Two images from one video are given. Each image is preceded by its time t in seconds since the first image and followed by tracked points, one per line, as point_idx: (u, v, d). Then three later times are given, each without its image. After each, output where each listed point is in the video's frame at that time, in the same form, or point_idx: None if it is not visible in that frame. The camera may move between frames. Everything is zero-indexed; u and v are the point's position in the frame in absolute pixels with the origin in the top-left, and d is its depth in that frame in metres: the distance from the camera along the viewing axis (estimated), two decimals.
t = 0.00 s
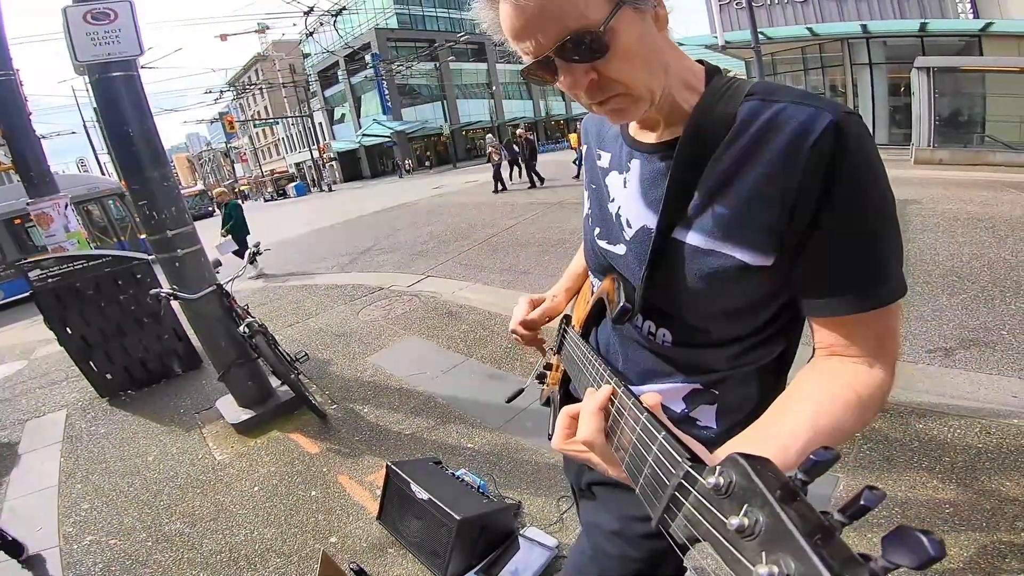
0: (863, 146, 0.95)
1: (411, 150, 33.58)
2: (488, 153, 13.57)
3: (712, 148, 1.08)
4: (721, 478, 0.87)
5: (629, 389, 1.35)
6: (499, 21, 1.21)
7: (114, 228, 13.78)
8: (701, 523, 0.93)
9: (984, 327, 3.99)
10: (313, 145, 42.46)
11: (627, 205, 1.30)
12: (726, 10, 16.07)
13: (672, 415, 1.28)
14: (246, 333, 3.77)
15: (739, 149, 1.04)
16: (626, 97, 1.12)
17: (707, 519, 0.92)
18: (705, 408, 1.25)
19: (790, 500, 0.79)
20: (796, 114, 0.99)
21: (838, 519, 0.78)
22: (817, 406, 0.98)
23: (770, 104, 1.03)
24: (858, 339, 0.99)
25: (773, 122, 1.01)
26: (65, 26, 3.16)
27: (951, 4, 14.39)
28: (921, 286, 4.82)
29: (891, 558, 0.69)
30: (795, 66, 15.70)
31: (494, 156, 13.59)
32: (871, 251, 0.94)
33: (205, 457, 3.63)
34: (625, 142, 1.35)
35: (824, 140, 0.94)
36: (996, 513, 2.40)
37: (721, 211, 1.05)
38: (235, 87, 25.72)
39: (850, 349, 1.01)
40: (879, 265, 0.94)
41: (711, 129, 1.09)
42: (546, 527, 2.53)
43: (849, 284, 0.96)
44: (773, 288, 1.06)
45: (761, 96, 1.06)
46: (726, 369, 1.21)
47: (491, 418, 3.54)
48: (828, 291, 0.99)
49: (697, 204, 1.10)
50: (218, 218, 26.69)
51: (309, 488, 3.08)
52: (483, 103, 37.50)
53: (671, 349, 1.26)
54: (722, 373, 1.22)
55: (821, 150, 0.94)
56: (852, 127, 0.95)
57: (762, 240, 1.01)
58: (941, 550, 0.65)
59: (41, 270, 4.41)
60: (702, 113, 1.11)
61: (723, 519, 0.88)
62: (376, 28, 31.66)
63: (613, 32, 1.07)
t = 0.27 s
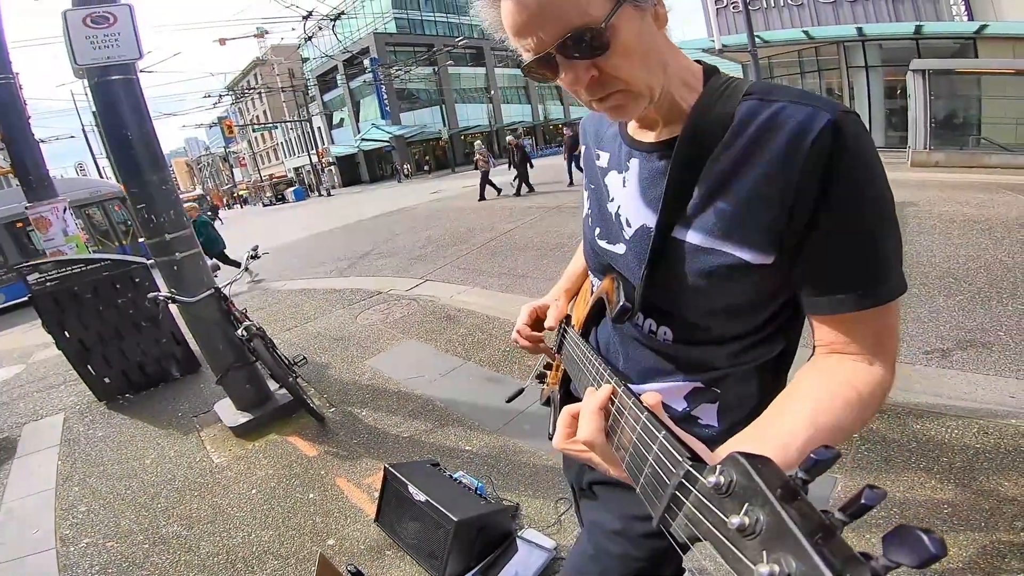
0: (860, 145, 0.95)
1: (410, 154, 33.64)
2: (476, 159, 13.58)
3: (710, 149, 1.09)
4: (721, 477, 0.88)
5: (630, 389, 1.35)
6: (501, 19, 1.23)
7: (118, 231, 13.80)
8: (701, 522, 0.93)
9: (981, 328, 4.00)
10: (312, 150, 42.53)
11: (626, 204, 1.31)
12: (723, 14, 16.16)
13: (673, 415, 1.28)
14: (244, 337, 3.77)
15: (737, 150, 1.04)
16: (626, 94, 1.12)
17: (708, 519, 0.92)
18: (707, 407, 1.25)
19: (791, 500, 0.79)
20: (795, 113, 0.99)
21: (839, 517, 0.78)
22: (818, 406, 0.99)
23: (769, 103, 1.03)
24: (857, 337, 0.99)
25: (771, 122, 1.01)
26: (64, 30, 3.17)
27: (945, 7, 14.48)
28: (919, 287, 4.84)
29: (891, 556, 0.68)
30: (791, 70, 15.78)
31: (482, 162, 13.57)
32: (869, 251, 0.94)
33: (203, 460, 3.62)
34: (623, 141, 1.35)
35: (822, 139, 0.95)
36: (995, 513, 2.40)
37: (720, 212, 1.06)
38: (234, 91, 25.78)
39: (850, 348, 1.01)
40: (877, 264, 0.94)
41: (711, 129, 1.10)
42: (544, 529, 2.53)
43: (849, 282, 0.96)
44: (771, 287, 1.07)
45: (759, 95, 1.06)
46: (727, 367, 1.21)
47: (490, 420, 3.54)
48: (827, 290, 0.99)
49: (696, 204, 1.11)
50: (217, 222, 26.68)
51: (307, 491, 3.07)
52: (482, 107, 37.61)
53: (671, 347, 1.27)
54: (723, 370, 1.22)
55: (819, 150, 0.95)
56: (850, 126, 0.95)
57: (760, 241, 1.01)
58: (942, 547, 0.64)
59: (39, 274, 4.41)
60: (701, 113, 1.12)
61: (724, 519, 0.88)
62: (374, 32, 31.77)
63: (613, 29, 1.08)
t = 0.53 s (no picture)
0: (865, 150, 0.95)
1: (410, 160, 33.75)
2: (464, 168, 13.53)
3: (714, 146, 1.09)
4: (721, 470, 0.87)
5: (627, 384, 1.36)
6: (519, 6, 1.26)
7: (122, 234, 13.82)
8: (702, 514, 0.92)
9: (979, 331, 4.00)
10: (313, 156, 42.65)
11: (627, 195, 1.32)
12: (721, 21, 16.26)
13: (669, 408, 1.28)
14: (243, 340, 3.74)
15: (742, 149, 1.04)
16: (638, 81, 1.13)
17: (708, 513, 0.91)
18: (703, 400, 1.25)
19: (791, 491, 0.78)
20: (801, 115, 0.99)
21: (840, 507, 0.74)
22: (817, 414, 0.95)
23: (775, 104, 1.03)
24: (853, 345, 0.96)
25: (777, 124, 1.01)
26: (68, 32, 3.20)
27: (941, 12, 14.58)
28: (916, 291, 4.84)
29: (893, 544, 0.65)
30: (789, 76, 15.85)
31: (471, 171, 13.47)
32: (867, 255, 0.93)
33: (200, 462, 3.61)
34: (627, 133, 1.36)
35: (826, 142, 0.94)
36: (995, 515, 2.39)
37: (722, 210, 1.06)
38: (234, 97, 25.89)
39: (846, 357, 0.98)
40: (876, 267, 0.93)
41: (717, 126, 1.09)
42: (541, 531, 2.52)
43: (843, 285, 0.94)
44: (772, 286, 1.07)
45: (764, 96, 1.06)
46: (722, 362, 1.21)
47: (488, 423, 3.53)
48: (824, 293, 0.96)
49: (699, 200, 1.11)
50: (216, 228, 26.71)
51: (304, 493, 3.06)
52: (482, 113, 37.77)
53: (667, 340, 1.27)
54: (719, 365, 1.22)
55: (821, 151, 0.94)
56: (855, 132, 0.95)
57: (761, 239, 1.01)
58: (943, 538, 0.61)
59: (39, 277, 4.42)
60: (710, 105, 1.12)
61: (725, 511, 0.87)
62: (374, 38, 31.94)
63: (627, 17, 1.09)
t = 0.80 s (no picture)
0: (874, 171, 0.93)
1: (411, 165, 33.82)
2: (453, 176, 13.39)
3: (719, 160, 1.09)
4: (713, 482, 0.87)
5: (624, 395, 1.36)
6: (523, 26, 1.26)
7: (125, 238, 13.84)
8: (692, 526, 0.93)
9: (980, 335, 3.99)
10: (314, 161, 42.76)
11: (630, 207, 1.31)
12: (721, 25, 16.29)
13: (665, 421, 1.28)
14: (243, 346, 3.77)
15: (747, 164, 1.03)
16: (645, 100, 1.13)
17: (699, 525, 0.92)
18: (699, 414, 1.25)
19: (781, 504, 0.78)
20: (811, 133, 0.98)
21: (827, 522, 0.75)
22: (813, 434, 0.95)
23: (786, 121, 1.02)
24: (848, 366, 0.96)
25: (786, 141, 1.00)
26: (69, 38, 3.22)
27: (940, 15, 14.61)
28: (917, 295, 4.84)
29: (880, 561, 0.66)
30: (789, 80, 15.88)
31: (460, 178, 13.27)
32: (869, 277, 0.92)
33: (199, 467, 3.61)
34: (632, 146, 1.36)
35: (835, 160, 0.93)
36: (997, 520, 2.37)
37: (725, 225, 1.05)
38: (236, 101, 25.99)
39: (840, 378, 0.98)
40: (877, 291, 0.93)
41: (723, 141, 1.09)
42: (540, 538, 2.51)
43: (842, 306, 0.94)
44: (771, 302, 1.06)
45: (774, 112, 1.05)
46: (720, 376, 1.21)
47: (487, 429, 3.53)
48: (823, 312, 0.95)
49: (703, 213, 1.11)
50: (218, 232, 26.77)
51: (303, 499, 3.05)
52: (482, 118, 37.86)
53: (666, 353, 1.27)
54: (718, 380, 1.22)
55: (830, 169, 0.93)
56: (865, 151, 0.94)
57: (764, 255, 1.00)
58: (930, 553, 0.63)
59: (40, 282, 4.44)
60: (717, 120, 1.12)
61: (715, 524, 0.87)
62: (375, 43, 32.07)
63: (635, 36, 1.10)
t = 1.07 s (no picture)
0: (880, 165, 0.93)
1: (411, 171, 33.89)
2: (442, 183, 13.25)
3: (723, 156, 1.08)
4: (718, 482, 0.87)
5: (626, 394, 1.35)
6: (529, 19, 1.27)
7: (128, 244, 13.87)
8: (697, 526, 0.92)
9: (983, 336, 3.98)
10: (315, 168, 42.87)
11: (632, 205, 1.31)
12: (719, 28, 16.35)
13: (669, 420, 1.27)
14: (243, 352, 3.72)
15: (749, 160, 1.03)
16: (646, 94, 1.13)
17: (703, 525, 0.91)
18: (702, 413, 1.24)
19: (785, 504, 0.78)
20: (815, 128, 0.98)
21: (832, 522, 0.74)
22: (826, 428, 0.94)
23: (789, 117, 1.02)
24: (862, 358, 0.95)
25: (791, 136, 0.99)
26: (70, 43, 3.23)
27: (936, 17, 14.66)
28: (919, 297, 4.83)
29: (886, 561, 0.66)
30: (788, 83, 15.92)
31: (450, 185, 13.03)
32: (879, 269, 0.92)
33: (200, 473, 3.60)
34: (636, 144, 1.35)
35: (839, 155, 0.93)
36: (1005, 520, 2.35)
37: (729, 222, 1.05)
38: (236, 108, 26.09)
39: (854, 370, 0.97)
40: (887, 285, 0.92)
41: (725, 138, 1.09)
42: (544, 541, 2.49)
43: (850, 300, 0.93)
44: (776, 298, 1.05)
45: (777, 109, 1.05)
46: (721, 375, 1.20)
47: (489, 434, 3.51)
48: (835, 306, 0.95)
49: (707, 209, 1.10)
50: (219, 239, 26.82)
51: (305, 504, 3.04)
52: (482, 123, 37.99)
53: (669, 352, 1.27)
54: (722, 378, 1.20)
55: (835, 164, 0.93)
56: (871, 146, 0.94)
57: (769, 250, 1.00)
58: (936, 551, 0.63)
59: (42, 288, 4.44)
60: (719, 117, 1.12)
61: (720, 524, 0.87)
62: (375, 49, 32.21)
63: (638, 29, 1.09)
